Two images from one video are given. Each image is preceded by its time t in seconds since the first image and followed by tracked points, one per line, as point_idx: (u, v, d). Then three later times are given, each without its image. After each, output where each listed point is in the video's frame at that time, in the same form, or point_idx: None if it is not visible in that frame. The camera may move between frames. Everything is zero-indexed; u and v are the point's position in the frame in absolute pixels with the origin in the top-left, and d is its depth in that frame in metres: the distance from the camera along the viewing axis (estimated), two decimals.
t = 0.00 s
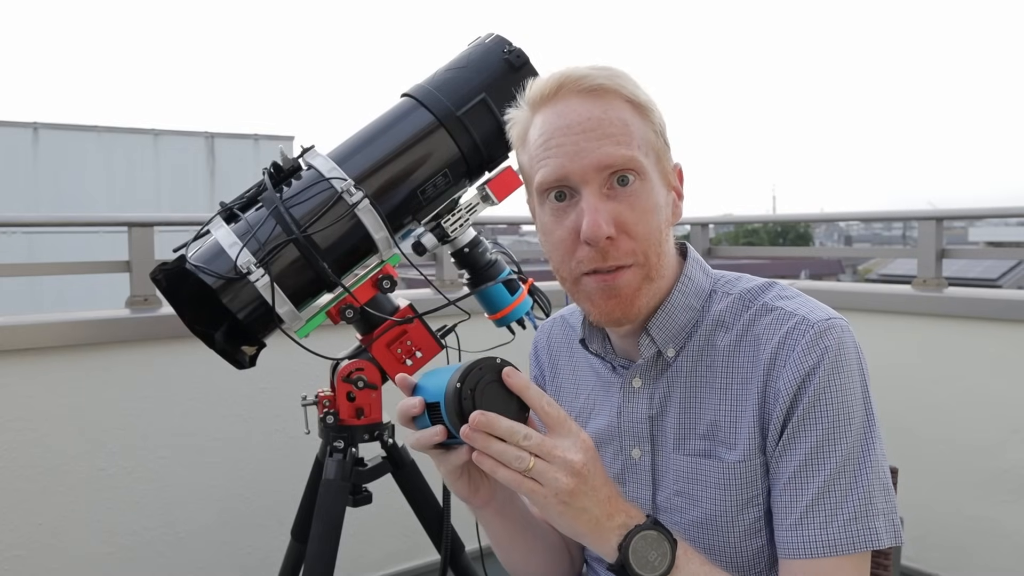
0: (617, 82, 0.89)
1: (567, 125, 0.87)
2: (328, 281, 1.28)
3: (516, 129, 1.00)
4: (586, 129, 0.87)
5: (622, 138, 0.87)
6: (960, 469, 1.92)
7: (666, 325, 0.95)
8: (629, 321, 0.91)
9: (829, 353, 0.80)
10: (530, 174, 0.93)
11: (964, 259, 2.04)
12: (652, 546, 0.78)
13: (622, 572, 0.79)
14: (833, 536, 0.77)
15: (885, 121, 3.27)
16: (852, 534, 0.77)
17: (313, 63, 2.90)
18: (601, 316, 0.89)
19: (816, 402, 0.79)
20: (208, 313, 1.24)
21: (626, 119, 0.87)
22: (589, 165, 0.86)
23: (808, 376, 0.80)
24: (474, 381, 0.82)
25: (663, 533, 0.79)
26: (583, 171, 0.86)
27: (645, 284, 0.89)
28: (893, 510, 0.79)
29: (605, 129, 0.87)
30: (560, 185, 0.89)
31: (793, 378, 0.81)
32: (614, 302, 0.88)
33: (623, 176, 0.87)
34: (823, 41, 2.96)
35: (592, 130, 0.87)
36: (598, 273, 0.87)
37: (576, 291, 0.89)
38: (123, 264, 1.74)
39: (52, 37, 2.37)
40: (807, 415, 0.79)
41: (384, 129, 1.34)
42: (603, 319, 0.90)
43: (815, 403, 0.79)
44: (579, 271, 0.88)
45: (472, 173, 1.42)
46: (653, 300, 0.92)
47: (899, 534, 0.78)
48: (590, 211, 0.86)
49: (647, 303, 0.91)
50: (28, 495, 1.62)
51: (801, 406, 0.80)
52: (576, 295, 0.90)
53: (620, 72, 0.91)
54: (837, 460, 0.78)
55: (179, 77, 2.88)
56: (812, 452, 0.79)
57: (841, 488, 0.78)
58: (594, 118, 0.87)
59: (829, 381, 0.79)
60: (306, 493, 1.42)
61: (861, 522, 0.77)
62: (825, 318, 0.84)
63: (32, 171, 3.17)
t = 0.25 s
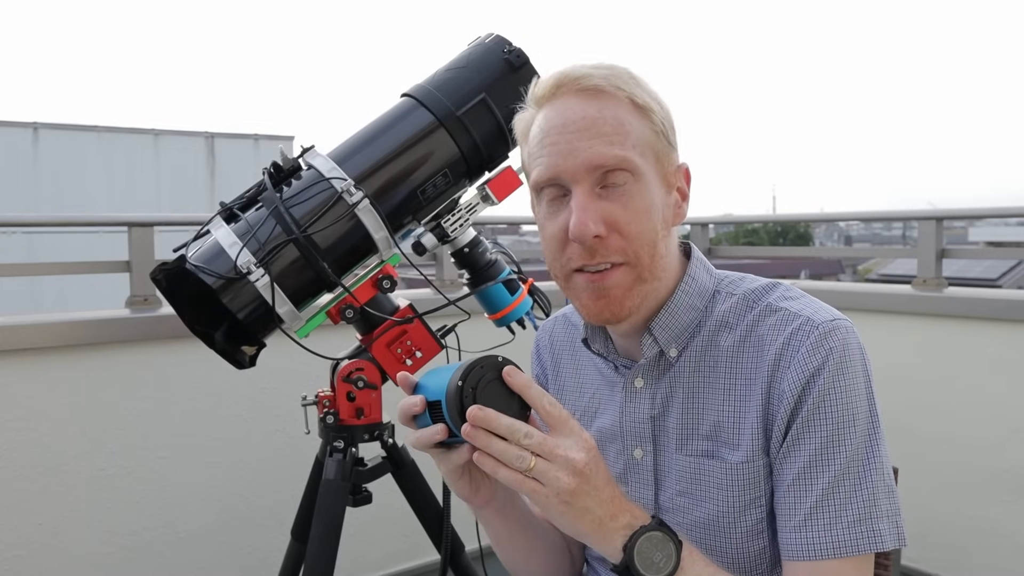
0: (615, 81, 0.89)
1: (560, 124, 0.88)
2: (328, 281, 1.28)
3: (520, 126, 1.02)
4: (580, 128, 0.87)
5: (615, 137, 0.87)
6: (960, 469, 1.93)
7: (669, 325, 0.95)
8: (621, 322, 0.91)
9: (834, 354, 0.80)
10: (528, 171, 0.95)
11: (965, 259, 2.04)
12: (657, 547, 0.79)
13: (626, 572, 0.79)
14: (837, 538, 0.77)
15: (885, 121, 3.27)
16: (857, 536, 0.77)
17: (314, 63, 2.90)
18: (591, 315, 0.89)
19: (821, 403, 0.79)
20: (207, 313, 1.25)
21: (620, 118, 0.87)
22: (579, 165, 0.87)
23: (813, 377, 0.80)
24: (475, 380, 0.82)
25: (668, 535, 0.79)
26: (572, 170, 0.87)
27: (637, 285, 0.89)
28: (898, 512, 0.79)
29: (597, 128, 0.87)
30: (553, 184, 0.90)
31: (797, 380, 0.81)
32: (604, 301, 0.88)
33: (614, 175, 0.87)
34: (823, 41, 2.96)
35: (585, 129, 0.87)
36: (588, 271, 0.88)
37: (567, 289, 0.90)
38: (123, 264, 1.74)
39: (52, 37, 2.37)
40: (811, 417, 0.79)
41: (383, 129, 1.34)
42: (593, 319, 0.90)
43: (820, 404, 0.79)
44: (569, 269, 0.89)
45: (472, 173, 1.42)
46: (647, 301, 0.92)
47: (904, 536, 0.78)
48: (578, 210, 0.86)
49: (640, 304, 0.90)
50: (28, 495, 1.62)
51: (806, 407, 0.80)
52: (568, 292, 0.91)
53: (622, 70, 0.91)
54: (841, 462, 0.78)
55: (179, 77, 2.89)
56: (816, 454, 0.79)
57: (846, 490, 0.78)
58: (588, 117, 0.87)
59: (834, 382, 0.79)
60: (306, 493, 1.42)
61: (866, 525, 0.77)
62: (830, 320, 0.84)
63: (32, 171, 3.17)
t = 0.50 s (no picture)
0: (616, 78, 0.90)
1: (559, 119, 0.89)
2: (328, 281, 1.28)
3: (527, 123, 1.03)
4: (578, 123, 0.88)
5: (612, 133, 0.87)
6: (960, 469, 1.93)
7: (670, 326, 0.95)
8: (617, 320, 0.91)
9: (837, 358, 0.80)
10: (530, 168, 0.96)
11: (965, 259, 2.04)
12: (658, 553, 0.79)
13: None
14: (840, 542, 0.77)
15: (885, 121, 3.27)
16: (859, 540, 0.77)
17: (314, 63, 2.90)
18: (585, 312, 0.89)
19: (824, 407, 0.79)
20: (207, 313, 1.25)
21: (618, 115, 0.88)
22: (575, 159, 0.87)
23: (816, 381, 0.80)
24: (457, 420, 0.79)
25: (668, 540, 0.79)
26: (568, 165, 0.88)
27: (632, 283, 0.88)
28: (900, 516, 0.80)
29: (594, 124, 0.88)
30: (552, 179, 0.91)
31: (800, 383, 0.81)
32: (598, 297, 0.88)
33: (609, 171, 0.87)
34: (823, 41, 2.96)
35: (583, 125, 0.88)
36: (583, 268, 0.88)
37: (563, 285, 0.90)
38: (123, 264, 1.74)
39: (52, 37, 2.37)
40: (814, 420, 0.79)
41: (383, 128, 1.34)
42: (588, 317, 0.90)
43: (823, 407, 0.79)
44: (565, 265, 0.89)
45: (472, 173, 1.42)
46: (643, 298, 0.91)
47: (905, 540, 0.79)
48: (573, 205, 0.87)
49: (636, 301, 0.90)
50: (28, 495, 1.62)
51: (809, 411, 0.80)
52: (564, 288, 0.91)
53: (625, 69, 0.91)
54: (843, 466, 0.78)
55: (179, 77, 2.89)
56: (819, 458, 0.79)
57: (849, 494, 0.78)
58: (586, 112, 0.88)
59: (838, 387, 0.79)
60: (306, 493, 1.42)
61: (868, 528, 0.78)
62: (833, 323, 0.84)
63: (32, 171, 3.17)
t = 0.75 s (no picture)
0: (619, 74, 0.90)
1: (559, 110, 0.90)
2: (328, 281, 1.28)
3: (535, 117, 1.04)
4: (578, 113, 0.89)
5: (608, 126, 0.88)
6: (960, 468, 1.93)
7: (668, 325, 0.95)
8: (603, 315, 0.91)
9: (836, 357, 0.80)
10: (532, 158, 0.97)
11: (965, 259, 2.04)
12: (660, 554, 0.79)
13: None
14: (840, 540, 0.77)
15: (885, 122, 3.27)
16: (860, 538, 0.78)
17: (314, 63, 2.90)
18: (569, 302, 0.90)
19: (823, 406, 0.79)
20: (207, 314, 1.25)
21: (615, 109, 0.89)
22: (569, 148, 0.88)
23: (815, 379, 0.80)
24: (452, 430, 0.79)
25: (669, 541, 0.80)
26: (561, 153, 0.89)
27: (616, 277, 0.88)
28: (901, 514, 0.80)
29: (590, 116, 0.89)
30: (548, 169, 0.92)
31: (798, 381, 0.81)
32: (581, 287, 0.88)
33: (601, 164, 0.88)
34: (823, 41, 2.96)
35: (581, 116, 0.89)
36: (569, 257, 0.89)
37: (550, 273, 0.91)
38: (123, 264, 1.74)
39: (52, 36, 2.37)
40: (814, 419, 0.79)
41: (383, 128, 1.34)
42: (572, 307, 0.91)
43: (822, 406, 0.79)
44: (552, 253, 0.90)
45: (472, 173, 1.42)
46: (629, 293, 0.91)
47: (906, 537, 0.79)
48: (562, 193, 0.88)
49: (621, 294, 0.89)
50: (28, 495, 1.62)
51: (808, 409, 0.80)
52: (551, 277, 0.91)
53: (630, 67, 0.92)
54: (843, 464, 0.78)
55: (179, 77, 2.88)
56: (819, 457, 0.79)
57: (849, 492, 0.78)
58: (585, 104, 0.89)
59: (836, 385, 0.79)
60: (306, 493, 1.42)
61: (869, 527, 0.78)
62: (831, 322, 0.84)
63: (32, 171, 3.16)
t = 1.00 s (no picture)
0: (617, 71, 0.91)
1: (560, 106, 0.91)
2: (328, 281, 1.28)
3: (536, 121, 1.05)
4: (577, 108, 0.90)
5: (607, 120, 0.89)
6: (960, 469, 1.93)
7: (668, 322, 0.95)
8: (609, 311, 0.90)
9: (835, 353, 0.80)
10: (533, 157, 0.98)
11: (965, 259, 2.04)
12: (665, 548, 0.79)
13: None
14: (842, 537, 0.77)
15: (885, 122, 3.27)
16: (862, 535, 0.77)
17: (314, 63, 2.90)
18: (572, 294, 0.89)
19: (823, 403, 0.79)
20: (207, 314, 1.25)
21: (617, 104, 0.90)
22: (570, 141, 0.89)
23: (814, 375, 0.80)
24: (460, 404, 0.80)
25: (675, 536, 0.80)
26: (564, 146, 0.89)
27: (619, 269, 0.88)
28: (903, 510, 0.79)
29: (592, 110, 0.89)
30: (550, 164, 0.92)
31: (798, 378, 0.81)
32: (585, 280, 0.87)
33: (604, 156, 0.88)
34: (823, 41, 2.96)
35: (582, 111, 0.89)
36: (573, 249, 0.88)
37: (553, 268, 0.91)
38: (123, 264, 1.74)
39: (52, 36, 2.37)
40: (814, 416, 0.79)
41: (383, 128, 1.34)
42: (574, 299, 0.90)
43: (822, 402, 0.79)
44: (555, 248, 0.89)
45: (472, 173, 1.42)
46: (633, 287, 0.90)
47: (908, 534, 0.79)
48: (565, 186, 0.88)
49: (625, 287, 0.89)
50: (28, 495, 1.62)
51: (808, 406, 0.80)
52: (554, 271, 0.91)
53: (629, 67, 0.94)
54: (844, 460, 0.78)
55: (179, 77, 2.88)
56: (819, 454, 0.79)
57: (850, 489, 0.78)
58: (587, 99, 0.90)
59: (835, 381, 0.79)
60: (306, 493, 1.42)
61: (871, 523, 0.77)
62: (830, 319, 0.84)
63: (32, 171, 3.16)
